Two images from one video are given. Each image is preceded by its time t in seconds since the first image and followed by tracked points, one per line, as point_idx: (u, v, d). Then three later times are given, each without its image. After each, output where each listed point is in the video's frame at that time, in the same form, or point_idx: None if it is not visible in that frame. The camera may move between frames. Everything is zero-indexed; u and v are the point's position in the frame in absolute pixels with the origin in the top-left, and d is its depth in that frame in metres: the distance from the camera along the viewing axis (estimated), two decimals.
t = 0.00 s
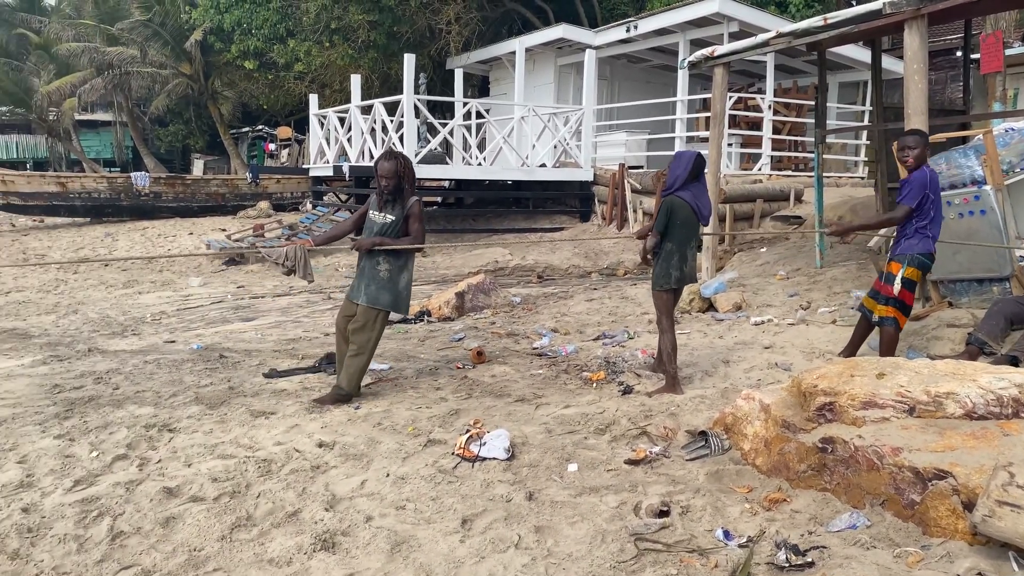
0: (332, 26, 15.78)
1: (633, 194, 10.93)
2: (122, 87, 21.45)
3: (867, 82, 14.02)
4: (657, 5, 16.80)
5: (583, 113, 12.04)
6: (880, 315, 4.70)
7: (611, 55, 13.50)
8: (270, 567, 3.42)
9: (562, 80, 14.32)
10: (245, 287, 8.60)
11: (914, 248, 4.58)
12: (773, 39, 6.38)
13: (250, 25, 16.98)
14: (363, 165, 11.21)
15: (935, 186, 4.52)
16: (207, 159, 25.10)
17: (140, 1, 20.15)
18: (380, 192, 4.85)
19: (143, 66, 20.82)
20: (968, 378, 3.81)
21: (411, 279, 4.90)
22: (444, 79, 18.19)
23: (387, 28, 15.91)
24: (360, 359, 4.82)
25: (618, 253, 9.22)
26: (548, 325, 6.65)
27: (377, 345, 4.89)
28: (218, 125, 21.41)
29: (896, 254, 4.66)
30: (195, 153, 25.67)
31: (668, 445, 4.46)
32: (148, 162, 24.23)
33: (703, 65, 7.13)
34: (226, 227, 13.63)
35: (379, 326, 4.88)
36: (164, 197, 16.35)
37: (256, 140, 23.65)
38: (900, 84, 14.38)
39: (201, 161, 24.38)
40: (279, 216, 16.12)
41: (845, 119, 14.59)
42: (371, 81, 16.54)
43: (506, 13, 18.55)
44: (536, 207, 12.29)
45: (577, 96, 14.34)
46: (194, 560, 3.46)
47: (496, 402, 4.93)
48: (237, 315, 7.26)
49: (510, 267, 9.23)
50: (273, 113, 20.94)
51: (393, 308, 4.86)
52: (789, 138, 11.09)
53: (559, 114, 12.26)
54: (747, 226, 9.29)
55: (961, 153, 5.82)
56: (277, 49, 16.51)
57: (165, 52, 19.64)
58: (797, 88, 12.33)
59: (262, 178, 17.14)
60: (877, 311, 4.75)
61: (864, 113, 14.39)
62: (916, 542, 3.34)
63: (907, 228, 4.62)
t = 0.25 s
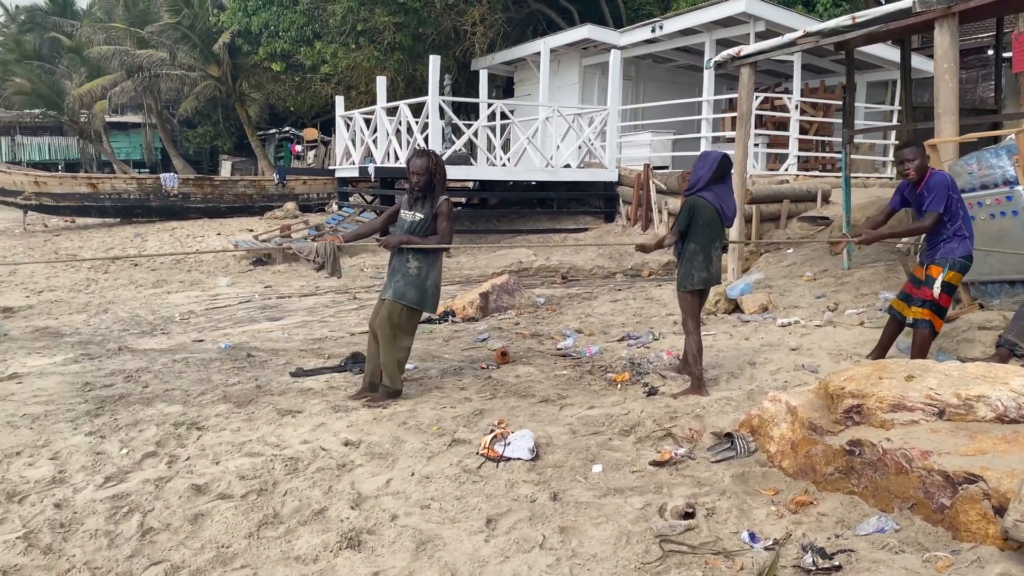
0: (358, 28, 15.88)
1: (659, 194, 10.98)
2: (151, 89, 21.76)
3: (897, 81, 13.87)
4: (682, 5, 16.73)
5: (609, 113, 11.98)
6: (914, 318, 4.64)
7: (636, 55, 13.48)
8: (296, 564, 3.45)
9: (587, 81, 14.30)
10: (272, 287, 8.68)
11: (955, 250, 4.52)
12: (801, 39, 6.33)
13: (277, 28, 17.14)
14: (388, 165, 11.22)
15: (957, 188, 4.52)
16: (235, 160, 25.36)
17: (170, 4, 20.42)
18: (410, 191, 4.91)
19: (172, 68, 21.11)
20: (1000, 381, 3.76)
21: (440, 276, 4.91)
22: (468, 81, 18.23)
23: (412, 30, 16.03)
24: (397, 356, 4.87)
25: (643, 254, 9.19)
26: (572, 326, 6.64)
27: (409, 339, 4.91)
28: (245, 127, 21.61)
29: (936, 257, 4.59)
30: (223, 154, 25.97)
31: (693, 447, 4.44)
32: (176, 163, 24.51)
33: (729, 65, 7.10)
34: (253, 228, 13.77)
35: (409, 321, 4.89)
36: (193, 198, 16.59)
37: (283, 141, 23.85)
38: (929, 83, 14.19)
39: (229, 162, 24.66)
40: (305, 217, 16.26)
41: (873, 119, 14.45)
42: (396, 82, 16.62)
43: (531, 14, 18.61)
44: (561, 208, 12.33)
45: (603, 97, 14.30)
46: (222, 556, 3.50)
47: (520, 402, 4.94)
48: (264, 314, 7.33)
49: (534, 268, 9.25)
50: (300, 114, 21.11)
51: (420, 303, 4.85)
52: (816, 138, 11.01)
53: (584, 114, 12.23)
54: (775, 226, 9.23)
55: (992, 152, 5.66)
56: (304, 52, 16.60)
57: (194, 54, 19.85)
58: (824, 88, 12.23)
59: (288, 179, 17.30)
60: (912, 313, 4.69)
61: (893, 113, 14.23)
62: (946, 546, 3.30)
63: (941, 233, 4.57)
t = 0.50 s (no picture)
0: (385, 29, 15.96)
1: (686, 193, 10.88)
2: (180, 90, 22.06)
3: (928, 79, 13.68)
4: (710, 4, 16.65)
5: (635, 113, 11.96)
6: (947, 318, 4.58)
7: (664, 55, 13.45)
8: (324, 561, 3.47)
9: (613, 80, 14.26)
10: (300, 286, 8.75)
11: (994, 253, 4.44)
12: (830, 37, 6.26)
13: (305, 29, 17.31)
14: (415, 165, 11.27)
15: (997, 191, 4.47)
16: (263, 160, 25.62)
17: (200, 6, 20.65)
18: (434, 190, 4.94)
19: (202, 69, 21.37)
20: None
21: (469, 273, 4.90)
22: (494, 80, 18.26)
23: (438, 30, 16.05)
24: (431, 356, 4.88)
25: (670, 254, 9.15)
26: (597, 326, 6.63)
27: (443, 338, 4.91)
28: (273, 127, 21.76)
29: (974, 259, 4.50)
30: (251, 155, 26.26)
31: (720, 448, 4.42)
32: (206, 163, 24.77)
33: (757, 64, 7.04)
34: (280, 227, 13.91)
35: (443, 320, 4.88)
36: (222, 198, 16.84)
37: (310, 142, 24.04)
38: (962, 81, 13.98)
39: (257, 163, 24.93)
40: (332, 216, 16.40)
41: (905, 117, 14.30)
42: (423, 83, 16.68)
43: (557, 14, 18.65)
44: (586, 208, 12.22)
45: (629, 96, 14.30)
46: (251, 552, 3.53)
47: (546, 402, 4.93)
48: (292, 313, 7.40)
49: (560, 268, 9.26)
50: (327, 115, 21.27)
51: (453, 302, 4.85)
52: (846, 138, 10.93)
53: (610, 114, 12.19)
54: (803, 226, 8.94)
55: None
56: (332, 52, 16.69)
57: (223, 55, 19.94)
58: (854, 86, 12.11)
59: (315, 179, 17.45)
60: (944, 314, 4.63)
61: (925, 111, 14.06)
62: (979, 551, 3.24)
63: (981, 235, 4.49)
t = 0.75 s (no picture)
0: (412, 29, 15.96)
1: (713, 192, 10.73)
2: (210, 90, 22.32)
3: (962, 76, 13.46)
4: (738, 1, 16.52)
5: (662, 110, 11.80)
6: (984, 320, 4.48)
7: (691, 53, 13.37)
8: (351, 558, 3.49)
9: (640, 78, 14.18)
10: (327, 284, 8.81)
11: None
12: (861, 34, 6.19)
13: (333, 29, 17.45)
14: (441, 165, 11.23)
15: None
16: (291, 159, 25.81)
17: (229, 7, 20.84)
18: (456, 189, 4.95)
19: (231, 70, 21.58)
20: None
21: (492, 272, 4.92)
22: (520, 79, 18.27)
23: (464, 29, 15.91)
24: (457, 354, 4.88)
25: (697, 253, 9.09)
26: (623, 325, 6.60)
27: (469, 337, 4.91)
28: (301, 127, 21.90)
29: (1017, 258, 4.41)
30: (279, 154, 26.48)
31: (748, 449, 4.38)
32: (234, 163, 25.04)
33: (786, 61, 6.97)
34: (308, 226, 14.02)
35: (469, 320, 4.88)
36: (250, 197, 16.99)
37: (337, 141, 24.19)
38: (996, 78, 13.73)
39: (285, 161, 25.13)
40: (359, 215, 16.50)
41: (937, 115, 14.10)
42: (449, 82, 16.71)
43: (583, 13, 18.64)
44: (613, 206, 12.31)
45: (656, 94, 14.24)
46: (279, 548, 3.56)
47: (572, 402, 4.92)
48: (319, 311, 7.45)
49: (585, 267, 9.24)
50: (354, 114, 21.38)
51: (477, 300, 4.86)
52: (877, 136, 10.81)
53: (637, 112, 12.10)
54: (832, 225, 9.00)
55: None
56: (359, 53, 16.80)
57: (251, 56, 19.94)
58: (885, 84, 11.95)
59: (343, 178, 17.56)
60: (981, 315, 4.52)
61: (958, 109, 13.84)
62: (1013, 556, 3.18)
63: None
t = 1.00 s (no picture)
0: (438, 27, 16.00)
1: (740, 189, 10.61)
2: (239, 89, 22.54)
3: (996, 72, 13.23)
4: None
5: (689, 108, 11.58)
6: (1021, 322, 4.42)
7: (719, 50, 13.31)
8: (378, 554, 3.50)
9: (667, 75, 14.10)
10: (354, 281, 8.86)
11: None
12: (892, 30, 6.11)
13: (360, 28, 17.47)
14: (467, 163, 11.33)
15: None
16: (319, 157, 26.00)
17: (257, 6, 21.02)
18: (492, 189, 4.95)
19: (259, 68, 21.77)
20: None
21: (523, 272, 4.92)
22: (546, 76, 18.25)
23: (491, 27, 16.02)
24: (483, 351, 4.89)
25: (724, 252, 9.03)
26: (650, 324, 6.56)
27: (495, 336, 4.92)
28: (329, 125, 22.04)
29: None
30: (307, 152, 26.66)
31: (776, 449, 4.34)
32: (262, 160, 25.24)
33: (815, 58, 6.90)
34: (334, 224, 14.11)
35: (496, 319, 4.89)
36: (278, 195, 17.12)
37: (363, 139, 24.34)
38: None
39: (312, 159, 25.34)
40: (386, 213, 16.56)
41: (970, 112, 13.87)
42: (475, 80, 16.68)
43: (610, 10, 18.59)
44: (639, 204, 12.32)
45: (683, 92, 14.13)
46: (307, 543, 3.58)
47: (598, 400, 4.90)
48: (346, 308, 7.49)
49: (611, 265, 9.21)
50: (381, 112, 21.47)
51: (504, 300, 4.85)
52: (908, 134, 10.67)
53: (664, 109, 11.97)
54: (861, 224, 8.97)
55: None
56: (385, 51, 16.93)
57: (280, 54, 20.22)
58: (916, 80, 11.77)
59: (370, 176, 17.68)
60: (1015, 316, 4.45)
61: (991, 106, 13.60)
62: None
63: None
